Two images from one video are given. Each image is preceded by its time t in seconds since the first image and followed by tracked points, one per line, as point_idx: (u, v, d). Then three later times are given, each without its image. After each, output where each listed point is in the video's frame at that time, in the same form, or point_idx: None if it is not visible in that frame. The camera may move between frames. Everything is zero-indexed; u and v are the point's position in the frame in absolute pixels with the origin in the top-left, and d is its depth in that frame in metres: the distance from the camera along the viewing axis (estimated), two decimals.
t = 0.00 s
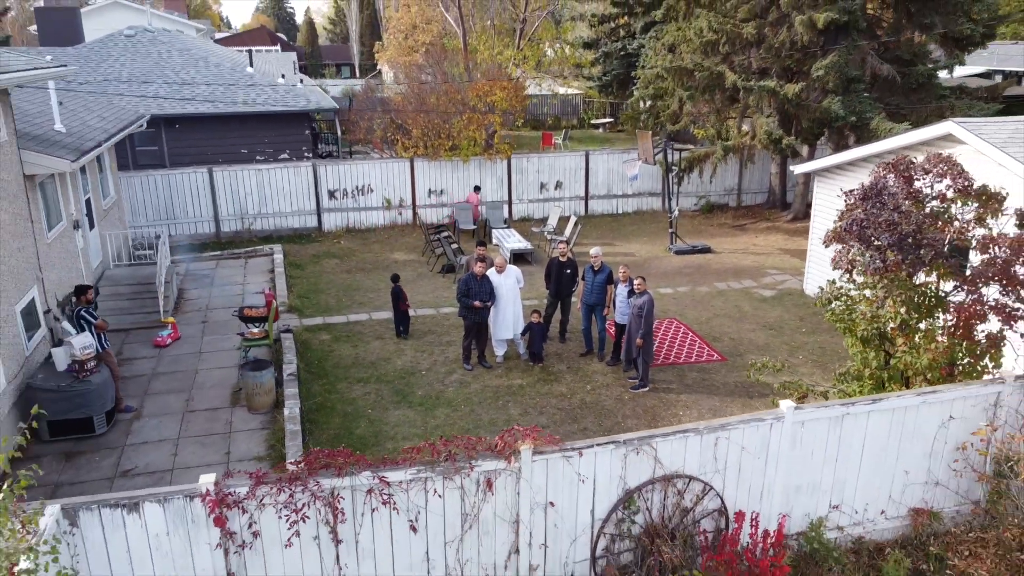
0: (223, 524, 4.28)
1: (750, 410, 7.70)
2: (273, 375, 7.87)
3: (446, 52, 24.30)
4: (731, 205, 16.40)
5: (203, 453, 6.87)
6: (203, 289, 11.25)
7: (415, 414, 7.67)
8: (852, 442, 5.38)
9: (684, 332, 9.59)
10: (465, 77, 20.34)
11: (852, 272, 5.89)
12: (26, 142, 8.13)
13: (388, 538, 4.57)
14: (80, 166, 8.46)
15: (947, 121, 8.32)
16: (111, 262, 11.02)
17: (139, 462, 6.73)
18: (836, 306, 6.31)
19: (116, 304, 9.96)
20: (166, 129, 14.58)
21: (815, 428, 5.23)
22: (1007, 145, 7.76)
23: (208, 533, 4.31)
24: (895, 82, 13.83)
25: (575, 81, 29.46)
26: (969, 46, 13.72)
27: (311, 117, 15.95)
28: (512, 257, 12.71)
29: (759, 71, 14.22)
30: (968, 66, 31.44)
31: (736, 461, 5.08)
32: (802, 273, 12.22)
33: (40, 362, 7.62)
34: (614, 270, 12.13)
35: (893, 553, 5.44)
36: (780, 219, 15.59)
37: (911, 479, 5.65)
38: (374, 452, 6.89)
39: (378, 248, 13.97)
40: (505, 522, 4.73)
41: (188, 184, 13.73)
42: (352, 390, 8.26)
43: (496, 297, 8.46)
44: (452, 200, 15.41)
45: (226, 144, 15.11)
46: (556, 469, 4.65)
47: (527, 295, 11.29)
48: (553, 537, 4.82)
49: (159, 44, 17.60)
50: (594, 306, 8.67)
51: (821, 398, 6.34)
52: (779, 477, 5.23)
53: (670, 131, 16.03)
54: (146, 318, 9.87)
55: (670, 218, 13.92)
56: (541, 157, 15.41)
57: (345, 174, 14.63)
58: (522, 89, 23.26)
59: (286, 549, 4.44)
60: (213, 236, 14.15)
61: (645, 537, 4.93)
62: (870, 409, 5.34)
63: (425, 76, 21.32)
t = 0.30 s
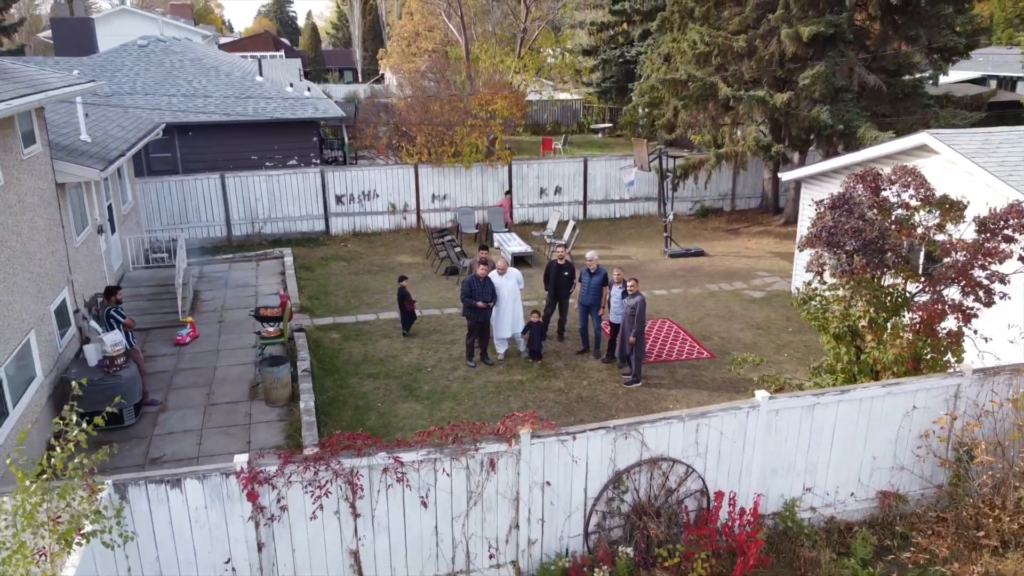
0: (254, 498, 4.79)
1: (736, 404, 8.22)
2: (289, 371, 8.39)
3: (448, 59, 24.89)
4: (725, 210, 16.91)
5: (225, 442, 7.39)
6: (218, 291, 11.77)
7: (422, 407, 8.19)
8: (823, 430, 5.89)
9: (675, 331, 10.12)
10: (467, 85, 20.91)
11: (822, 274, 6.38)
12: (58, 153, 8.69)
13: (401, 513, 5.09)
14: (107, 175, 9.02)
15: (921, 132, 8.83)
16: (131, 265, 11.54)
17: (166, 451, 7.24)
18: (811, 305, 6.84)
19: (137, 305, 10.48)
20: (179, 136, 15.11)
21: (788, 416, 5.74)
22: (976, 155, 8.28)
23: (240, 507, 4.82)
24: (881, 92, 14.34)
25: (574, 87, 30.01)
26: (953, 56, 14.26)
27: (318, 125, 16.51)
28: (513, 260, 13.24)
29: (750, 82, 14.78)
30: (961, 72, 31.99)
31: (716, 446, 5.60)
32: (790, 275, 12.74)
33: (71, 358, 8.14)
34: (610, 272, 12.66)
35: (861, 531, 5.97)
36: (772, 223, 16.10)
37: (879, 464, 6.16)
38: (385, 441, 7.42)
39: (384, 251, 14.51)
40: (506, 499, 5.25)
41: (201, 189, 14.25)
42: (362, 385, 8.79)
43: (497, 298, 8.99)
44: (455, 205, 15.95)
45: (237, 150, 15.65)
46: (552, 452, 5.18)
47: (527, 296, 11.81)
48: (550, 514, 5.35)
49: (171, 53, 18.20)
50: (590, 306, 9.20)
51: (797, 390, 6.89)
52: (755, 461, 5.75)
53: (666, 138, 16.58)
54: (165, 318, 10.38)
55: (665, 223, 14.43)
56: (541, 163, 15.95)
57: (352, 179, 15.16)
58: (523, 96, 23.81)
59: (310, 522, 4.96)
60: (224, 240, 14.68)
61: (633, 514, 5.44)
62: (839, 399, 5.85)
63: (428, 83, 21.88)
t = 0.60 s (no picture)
0: (279, 478, 5.32)
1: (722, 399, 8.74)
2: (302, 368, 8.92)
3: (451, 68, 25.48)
4: (719, 214, 17.43)
5: (244, 434, 7.91)
6: (231, 293, 12.28)
7: (428, 401, 8.72)
8: (798, 419, 6.42)
9: (666, 331, 10.65)
10: (469, 93, 21.47)
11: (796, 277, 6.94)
12: (85, 163, 9.25)
13: (411, 493, 5.61)
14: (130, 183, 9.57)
15: (897, 143, 9.35)
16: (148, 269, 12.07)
17: (190, 441, 7.76)
18: (788, 305, 7.36)
19: (155, 306, 11.01)
20: (190, 144, 15.66)
21: (764, 406, 6.27)
22: (947, 165, 8.82)
23: (267, 487, 5.34)
24: (868, 101, 14.84)
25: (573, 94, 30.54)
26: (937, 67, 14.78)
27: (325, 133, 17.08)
28: (513, 263, 13.78)
29: (741, 91, 15.35)
30: (955, 78, 32.52)
31: (698, 433, 6.13)
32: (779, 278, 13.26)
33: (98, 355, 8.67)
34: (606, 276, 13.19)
35: (833, 513, 6.51)
36: (764, 228, 16.62)
37: (850, 452, 6.69)
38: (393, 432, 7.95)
39: (389, 255, 15.04)
40: (507, 481, 5.78)
41: (213, 195, 14.79)
42: (371, 381, 9.33)
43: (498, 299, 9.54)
44: (457, 210, 16.48)
45: (247, 158, 16.21)
46: (549, 437, 5.71)
47: (526, 298, 12.34)
48: (547, 495, 5.88)
49: (182, 63, 18.79)
50: (586, 307, 9.72)
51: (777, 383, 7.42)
52: (735, 448, 6.28)
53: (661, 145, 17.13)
54: (182, 319, 10.91)
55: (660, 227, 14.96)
56: (540, 170, 16.49)
57: (357, 186, 15.71)
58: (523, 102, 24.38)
59: (330, 500, 5.48)
60: (234, 244, 15.21)
61: (622, 495, 5.97)
62: (812, 391, 6.38)
63: (431, 91, 22.45)
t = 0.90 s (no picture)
0: (300, 462, 5.87)
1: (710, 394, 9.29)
2: (314, 365, 9.45)
3: (452, 76, 26.12)
4: (713, 219, 17.99)
5: (261, 426, 8.45)
6: (243, 294, 12.82)
7: (433, 396, 9.27)
8: (775, 411, 6.96)
9: (659, 330, 11.20)
10: (470, 100, 22.06)
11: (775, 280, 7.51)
12: (109, 172, 9.80)
13: (419, 476, 6.16)
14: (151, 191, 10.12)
15: (876, 153, 9.83)
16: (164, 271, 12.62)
17: (211, 433, 8.30)
18: (768, 305, 7.92)
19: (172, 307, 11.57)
20: (202, 151, 16.22)
21: (743, 399, 6.81)
22: (921, 174, 9.35)
23: (289, 470, 5.89)
24: (855, 110, 15.41)
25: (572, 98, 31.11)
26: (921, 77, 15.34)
27: (331, 140, 17.64)
28: (513, 266, 14.33)
29: (733, 101, 15.92)
30: (947, 84, 33.14)
31: (682, 423, 6.67)
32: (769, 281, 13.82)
33: (123, 353, 9.21)
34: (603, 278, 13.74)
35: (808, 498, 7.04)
36: (756, 232, 17.18)
37: (824, 441, 7.22)
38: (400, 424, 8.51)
39: (393, 258, 15.59)
40: (507, 466, 6.32)
41: (223, 201, 15.34)
42: (378, 377, 9.88)
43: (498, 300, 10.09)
44: (459, 215, 17.04)
45: (255, 164, 16.78)
46: (545, 426, 6.26)
47: (526, 299, 12.89)
48: (543, 479, 6.42)
49: (192, 72, 19.38)
50: (582, 308, 10.26)
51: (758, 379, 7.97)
52: (716, 437, 6.82)
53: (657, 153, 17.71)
54: (198, 319, 11.45)
55: (654, 232, 15.51)
56: (539, 176, 17.05)
57: (363, 191, 16.26)
58: (523, 109, 24.97)
59: (346, 482, 6.03)
60: (244, 247, 15.75)
61: (613, 480, 6.51)
62: (787, 385, 6.92)
63: (434, 98, 23.04)
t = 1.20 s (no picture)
0: (319, 448, 6.43)
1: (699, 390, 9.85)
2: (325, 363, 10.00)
3: (454, 83, 26.74)
4: (707, 223, 18.56)
5: (276, 419, 9.00)
6: (254, 296, 13.37)
7: (437, 392, 9.82)
8: (755, 403, 7.51)
9: (652, 330, 11.77)
10: (471, 107, 22.68)
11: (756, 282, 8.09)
12: (131, 180, 10.36)
13: (427, 462, 6.72)
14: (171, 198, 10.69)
15: (856, 162, 10.32)
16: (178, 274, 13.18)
17: (229, 426, 8.85)
18: (751, 305, 8.53)
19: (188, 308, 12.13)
20: (212, 158, 16.79)
21: (726, 392, 7.37)
22: (898, 182, 9.89)
23: (308, 455, 6.45)
24: (842, 119, 15.94)
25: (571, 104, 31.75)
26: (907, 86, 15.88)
27: (336, 147, 18.22)
28: (513, 269, 14.90)
29: (725, 109, 16.50)
30: (939, 89, 33.78)
31: (669, 414, 7.23)
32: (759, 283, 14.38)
33: (145, 351, 9.77)
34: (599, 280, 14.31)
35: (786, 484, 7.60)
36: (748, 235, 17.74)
37: (802, 432, 7.77)
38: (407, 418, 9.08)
39: (397, 261, 16.16)
40: (508, 453, 6.88)
41: (234, 206, 15.89)
42: (385, 374, 10.45)
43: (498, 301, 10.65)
44: (461, 220, 17.61)
45: (264, 170, 17.35)
46: (542, 416, 6.82)
47: (525, 301, 13.46)
48: (541, 465, 6.98)
49: (202, 81, 19.99)
50: (578, 309, 10.83)
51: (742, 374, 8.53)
52: (700, 427, 7.38)
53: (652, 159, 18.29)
54: (213, 319, 12.00)
55: (649, 236, 16.07)
56: (539, 181, 17.63)
57: (368, 197, 16.83)
58: (522, 116, 25.58)
59: (360, 466, 6.58)
60: (253, 250, 16.29)
61: (605, 466, 7.06)
62: (767, 379, 7.48)
63: (436, 105, 23.67)
